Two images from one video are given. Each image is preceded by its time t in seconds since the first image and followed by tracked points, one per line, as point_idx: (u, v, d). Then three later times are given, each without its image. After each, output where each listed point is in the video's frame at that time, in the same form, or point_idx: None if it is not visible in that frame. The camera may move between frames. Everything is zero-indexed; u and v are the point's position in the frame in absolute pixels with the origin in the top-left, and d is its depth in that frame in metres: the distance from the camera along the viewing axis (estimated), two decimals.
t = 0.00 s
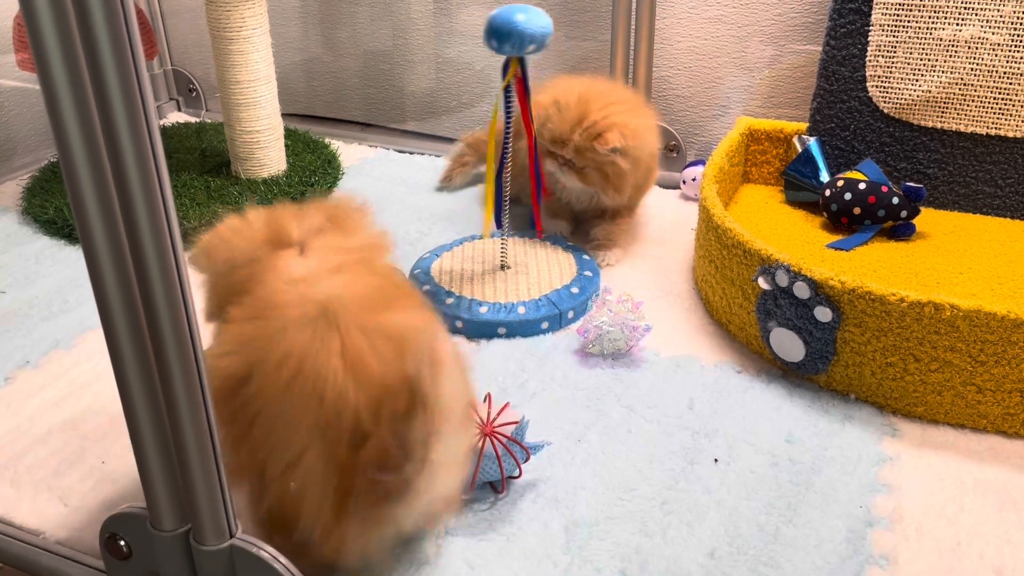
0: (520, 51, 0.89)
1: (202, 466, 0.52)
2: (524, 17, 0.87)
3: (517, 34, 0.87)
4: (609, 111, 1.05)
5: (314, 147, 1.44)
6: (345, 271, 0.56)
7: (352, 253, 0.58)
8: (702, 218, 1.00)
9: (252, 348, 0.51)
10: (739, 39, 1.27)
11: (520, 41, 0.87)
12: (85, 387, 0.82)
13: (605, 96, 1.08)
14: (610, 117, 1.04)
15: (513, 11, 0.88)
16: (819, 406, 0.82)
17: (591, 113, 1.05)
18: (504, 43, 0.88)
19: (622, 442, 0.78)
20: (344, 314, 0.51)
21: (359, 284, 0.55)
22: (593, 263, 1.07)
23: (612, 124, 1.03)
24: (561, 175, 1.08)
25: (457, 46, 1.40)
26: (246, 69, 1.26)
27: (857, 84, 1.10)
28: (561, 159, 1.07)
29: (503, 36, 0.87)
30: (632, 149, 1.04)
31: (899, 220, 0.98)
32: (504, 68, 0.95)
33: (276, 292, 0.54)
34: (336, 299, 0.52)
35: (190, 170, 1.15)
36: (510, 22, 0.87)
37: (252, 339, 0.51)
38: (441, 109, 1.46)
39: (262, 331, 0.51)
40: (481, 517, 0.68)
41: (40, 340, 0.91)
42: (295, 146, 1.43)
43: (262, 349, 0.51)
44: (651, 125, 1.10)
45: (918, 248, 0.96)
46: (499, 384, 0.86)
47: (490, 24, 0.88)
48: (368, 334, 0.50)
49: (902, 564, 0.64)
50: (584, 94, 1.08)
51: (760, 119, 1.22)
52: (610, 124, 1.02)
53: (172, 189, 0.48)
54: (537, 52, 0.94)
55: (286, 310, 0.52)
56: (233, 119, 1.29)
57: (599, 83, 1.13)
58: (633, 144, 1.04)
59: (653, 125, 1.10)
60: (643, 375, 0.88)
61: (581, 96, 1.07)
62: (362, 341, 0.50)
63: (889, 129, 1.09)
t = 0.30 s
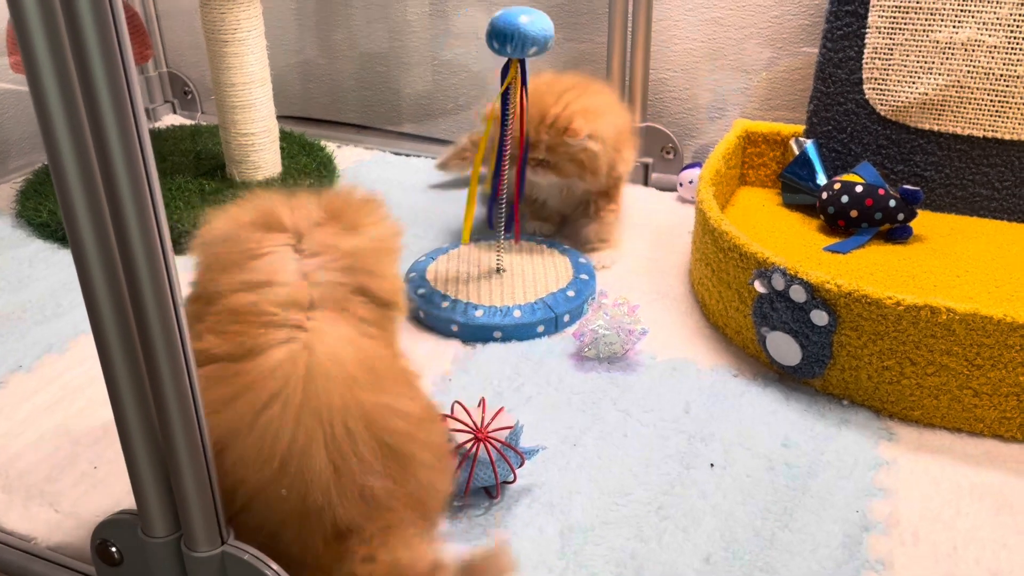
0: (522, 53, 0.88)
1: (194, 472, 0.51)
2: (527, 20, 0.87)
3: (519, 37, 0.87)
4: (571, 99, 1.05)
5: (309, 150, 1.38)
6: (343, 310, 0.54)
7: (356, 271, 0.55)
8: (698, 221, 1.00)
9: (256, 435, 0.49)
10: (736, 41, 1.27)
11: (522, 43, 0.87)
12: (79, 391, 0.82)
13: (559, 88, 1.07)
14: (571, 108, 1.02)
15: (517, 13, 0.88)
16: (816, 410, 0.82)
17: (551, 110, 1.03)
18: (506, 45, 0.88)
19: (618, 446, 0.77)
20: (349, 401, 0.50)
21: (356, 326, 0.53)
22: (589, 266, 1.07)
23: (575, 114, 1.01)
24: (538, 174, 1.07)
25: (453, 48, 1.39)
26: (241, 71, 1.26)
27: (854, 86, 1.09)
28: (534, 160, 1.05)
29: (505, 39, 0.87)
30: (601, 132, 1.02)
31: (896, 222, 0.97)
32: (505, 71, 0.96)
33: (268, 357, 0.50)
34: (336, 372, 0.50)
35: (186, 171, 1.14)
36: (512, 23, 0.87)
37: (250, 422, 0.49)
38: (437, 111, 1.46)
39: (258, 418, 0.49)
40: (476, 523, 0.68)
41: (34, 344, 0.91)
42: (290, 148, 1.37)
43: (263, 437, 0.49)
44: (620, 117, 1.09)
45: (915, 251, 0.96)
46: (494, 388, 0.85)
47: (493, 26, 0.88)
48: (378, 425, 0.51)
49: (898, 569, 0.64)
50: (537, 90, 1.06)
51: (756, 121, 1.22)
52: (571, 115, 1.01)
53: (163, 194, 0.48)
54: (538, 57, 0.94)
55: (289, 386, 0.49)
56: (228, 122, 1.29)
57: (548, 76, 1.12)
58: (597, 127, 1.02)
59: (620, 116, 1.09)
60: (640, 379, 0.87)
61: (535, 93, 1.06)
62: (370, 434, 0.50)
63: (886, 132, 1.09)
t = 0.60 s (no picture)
0: (501, 54, 0.89)
1: (186, 474, 0.51)
2: (504, 20, 0.87)
3: (498, 38, 0.87)
4: (522, 75, 1.08)
5: (304, 152, 1.42)
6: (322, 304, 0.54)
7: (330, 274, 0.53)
8: (693, 222, 1.00)
9: (233, 409, 0.49)
10: (731, 42, 1.27)
11: (500, 44, 0.87)
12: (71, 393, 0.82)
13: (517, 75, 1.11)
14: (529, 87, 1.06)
15: (493, 14, 0.88)
16: (810, 411, 0.82)
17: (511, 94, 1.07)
18: (485, 47, 0.88)
19: (612, 447, 0.77)
20: (320, 372, 0.49)
21: (332, 312, 0.53)
22: (585, 268, 1.06)
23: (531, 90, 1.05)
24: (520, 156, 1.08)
25: (449, 49, 1.39)
26: (235, 72, 1.26)
27: (849, 87, 1.09)
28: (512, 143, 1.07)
29: (484, 41, 0.88)
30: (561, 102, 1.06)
31: (890, 223, 0.98)
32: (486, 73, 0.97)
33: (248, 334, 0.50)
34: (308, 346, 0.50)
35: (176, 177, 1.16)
36: (489, 25, 0.87)
37: (227, 393, 0.49)
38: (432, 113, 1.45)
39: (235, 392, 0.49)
40: (469, 524, 0.68)
41: (27, 346, 0.91)
42: (285, 150, 1.42)
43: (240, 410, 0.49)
44: (579, 92, 1.14)
45: (909, 252, 0.96)
46: (490, 390, 0.85)
47: (471, 29, 0.88)
48: (356, 395, 0.50)
49: (891, 570, 0.64)
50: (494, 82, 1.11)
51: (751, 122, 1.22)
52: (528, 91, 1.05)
53: (153, 196, 0.48)
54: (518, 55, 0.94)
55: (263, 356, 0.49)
56: (223, 123, 1.29)
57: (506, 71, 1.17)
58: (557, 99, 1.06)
59: (578, 90, 1.14)
60: (634, 380, 0.87)
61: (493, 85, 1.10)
62: (348, 404, 0.49)
63: (881, 133, 1.09)
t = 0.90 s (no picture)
0: (485, 57, 0.89)
1: (186, 477, 0.51)
2: (484, 23, 0.87)
3: (481, 42, 0.88)
4: (519, 73, 1.09)
5: (303, 154, 1.43)
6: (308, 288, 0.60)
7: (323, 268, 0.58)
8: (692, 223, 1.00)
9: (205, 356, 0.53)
10: (730, 45, 1.27)
11: (483, 48, 0.87)
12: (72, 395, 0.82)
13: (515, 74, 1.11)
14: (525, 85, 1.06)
15: (475, 18, 0.88)
16: (810, 413, 0.82)
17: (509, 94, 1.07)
18: (468, 52, 0.89)
19: (612, 449, 0.77)
20: (277, 311, 0.55)
21: (315, 292, 0.59)
22: (584, 269, 1.06)
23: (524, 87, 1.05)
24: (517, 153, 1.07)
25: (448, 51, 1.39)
26: (235, 74, 1.25)
27: (848, 89, 1.10)
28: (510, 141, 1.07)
29: (466, 45, 0.88)
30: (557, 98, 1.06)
31: (890, 225, 0.98)
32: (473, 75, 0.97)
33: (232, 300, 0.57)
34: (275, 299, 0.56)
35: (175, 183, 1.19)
36: (471, 30, 0.87)
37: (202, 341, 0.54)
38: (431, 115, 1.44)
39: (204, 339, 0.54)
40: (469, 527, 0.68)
41: (26, 348, 0.91)
42: (284, 152, 1.42)
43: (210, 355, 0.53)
44: (575, 88, 1.13)
45: (908, 254, 0.96)
46: (491, 393, 0.85)
47: (452, 33, 0.89)
48: (310, 328, 0.54)
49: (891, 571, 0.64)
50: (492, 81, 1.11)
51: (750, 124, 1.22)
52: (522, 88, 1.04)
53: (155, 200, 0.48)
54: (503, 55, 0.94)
55: (236, 307, 0.56)
56: (222, 125, 1.28)
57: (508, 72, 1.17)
58: (551, 94, 1.06)
59: (573, 86, 1.13)
60: (634, 382, 0.87)
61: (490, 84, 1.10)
62: (303, 339, 0.53)
63: (880, 135, 1.09)
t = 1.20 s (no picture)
0: (480, 59, 0.89)
1: (182, 478, 0.51)
2: (479, 25, 0.87)
3: (475, 43, 0.87)
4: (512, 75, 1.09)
5: (301, 155, 1.43)
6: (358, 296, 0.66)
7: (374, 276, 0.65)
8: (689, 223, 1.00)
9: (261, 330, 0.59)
10: (727, 46, 1.27)
11: (477, 49, 0.87)
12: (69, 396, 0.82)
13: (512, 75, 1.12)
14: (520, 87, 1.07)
15: (470, 20, 0.88)
16: (807, 413, 0.82)
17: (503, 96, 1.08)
18: (462, 54, 0.89)
19: (609, 450, 0.77)
20: (335, 302, 0.61)
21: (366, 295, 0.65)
22: (582, 270, 1.06)
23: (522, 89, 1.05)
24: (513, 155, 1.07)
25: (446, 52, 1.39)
26: (232, 76, 1.25)
27: (845, 89, 1.10)
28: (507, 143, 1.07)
29: (460, 47, 0.88)
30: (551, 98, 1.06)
31: (887, 225, 0.98)
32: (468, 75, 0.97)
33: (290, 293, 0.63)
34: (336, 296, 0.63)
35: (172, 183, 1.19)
36: (466, 31, 0.87)
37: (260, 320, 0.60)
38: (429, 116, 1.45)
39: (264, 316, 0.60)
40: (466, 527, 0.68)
41: (23, 350, 0.91)
42: (282, 153, 1.42)
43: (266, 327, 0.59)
44: (572, 90, 1.13)
45: (905, 254, 0.96)
46: (489, 394, 0.85)
47: (448, 35, 0.89)
48: (366, 317, 0.61)
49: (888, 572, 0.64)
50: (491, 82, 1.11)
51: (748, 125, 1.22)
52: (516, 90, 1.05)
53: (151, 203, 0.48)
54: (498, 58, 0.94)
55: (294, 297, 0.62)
56: (220, 126, 1.28)
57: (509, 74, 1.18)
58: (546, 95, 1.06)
59: (570, 88, 1.14)
60: (631, 382, 0.87)
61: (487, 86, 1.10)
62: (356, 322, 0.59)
63: (877, 135, 1.09)
